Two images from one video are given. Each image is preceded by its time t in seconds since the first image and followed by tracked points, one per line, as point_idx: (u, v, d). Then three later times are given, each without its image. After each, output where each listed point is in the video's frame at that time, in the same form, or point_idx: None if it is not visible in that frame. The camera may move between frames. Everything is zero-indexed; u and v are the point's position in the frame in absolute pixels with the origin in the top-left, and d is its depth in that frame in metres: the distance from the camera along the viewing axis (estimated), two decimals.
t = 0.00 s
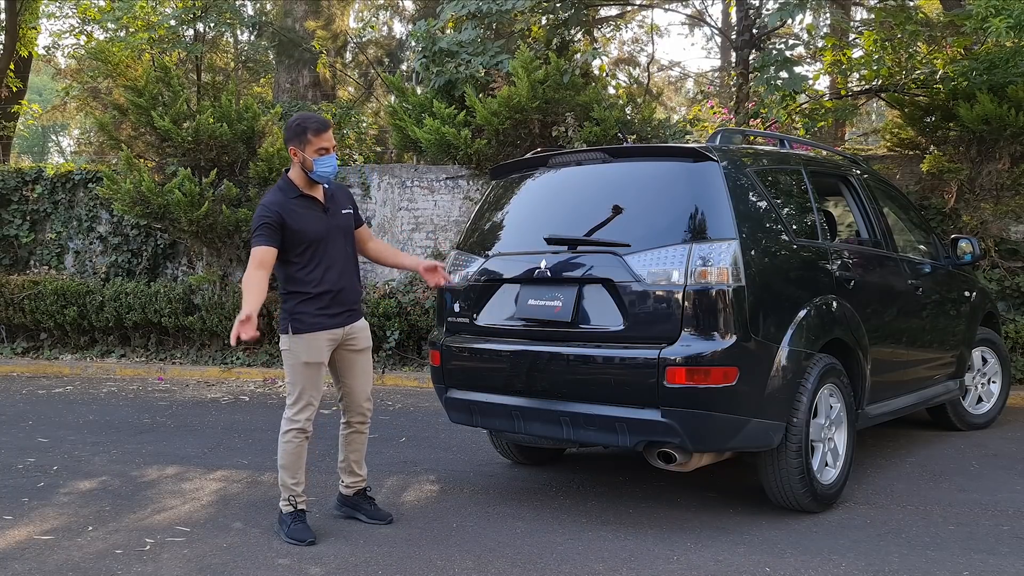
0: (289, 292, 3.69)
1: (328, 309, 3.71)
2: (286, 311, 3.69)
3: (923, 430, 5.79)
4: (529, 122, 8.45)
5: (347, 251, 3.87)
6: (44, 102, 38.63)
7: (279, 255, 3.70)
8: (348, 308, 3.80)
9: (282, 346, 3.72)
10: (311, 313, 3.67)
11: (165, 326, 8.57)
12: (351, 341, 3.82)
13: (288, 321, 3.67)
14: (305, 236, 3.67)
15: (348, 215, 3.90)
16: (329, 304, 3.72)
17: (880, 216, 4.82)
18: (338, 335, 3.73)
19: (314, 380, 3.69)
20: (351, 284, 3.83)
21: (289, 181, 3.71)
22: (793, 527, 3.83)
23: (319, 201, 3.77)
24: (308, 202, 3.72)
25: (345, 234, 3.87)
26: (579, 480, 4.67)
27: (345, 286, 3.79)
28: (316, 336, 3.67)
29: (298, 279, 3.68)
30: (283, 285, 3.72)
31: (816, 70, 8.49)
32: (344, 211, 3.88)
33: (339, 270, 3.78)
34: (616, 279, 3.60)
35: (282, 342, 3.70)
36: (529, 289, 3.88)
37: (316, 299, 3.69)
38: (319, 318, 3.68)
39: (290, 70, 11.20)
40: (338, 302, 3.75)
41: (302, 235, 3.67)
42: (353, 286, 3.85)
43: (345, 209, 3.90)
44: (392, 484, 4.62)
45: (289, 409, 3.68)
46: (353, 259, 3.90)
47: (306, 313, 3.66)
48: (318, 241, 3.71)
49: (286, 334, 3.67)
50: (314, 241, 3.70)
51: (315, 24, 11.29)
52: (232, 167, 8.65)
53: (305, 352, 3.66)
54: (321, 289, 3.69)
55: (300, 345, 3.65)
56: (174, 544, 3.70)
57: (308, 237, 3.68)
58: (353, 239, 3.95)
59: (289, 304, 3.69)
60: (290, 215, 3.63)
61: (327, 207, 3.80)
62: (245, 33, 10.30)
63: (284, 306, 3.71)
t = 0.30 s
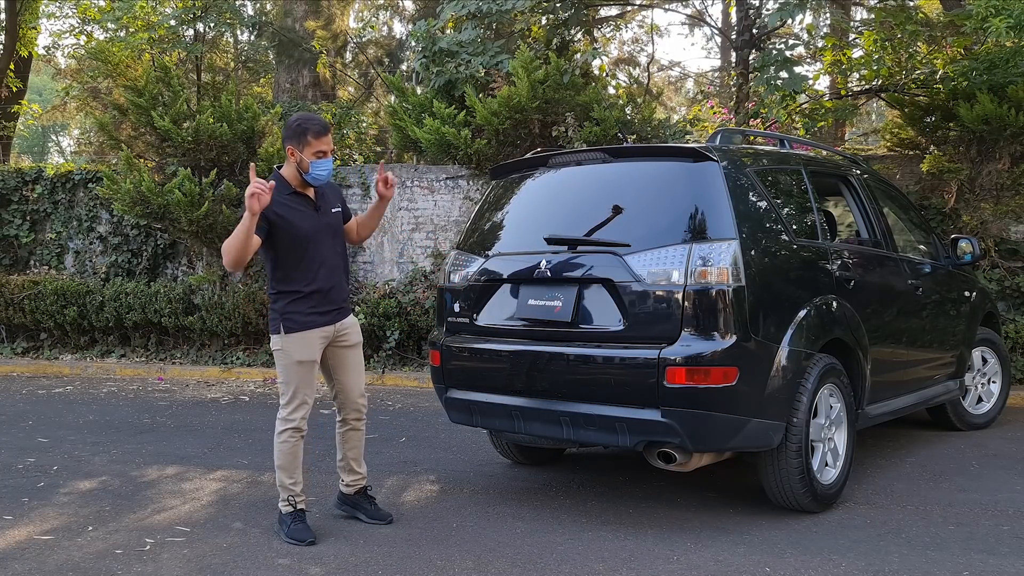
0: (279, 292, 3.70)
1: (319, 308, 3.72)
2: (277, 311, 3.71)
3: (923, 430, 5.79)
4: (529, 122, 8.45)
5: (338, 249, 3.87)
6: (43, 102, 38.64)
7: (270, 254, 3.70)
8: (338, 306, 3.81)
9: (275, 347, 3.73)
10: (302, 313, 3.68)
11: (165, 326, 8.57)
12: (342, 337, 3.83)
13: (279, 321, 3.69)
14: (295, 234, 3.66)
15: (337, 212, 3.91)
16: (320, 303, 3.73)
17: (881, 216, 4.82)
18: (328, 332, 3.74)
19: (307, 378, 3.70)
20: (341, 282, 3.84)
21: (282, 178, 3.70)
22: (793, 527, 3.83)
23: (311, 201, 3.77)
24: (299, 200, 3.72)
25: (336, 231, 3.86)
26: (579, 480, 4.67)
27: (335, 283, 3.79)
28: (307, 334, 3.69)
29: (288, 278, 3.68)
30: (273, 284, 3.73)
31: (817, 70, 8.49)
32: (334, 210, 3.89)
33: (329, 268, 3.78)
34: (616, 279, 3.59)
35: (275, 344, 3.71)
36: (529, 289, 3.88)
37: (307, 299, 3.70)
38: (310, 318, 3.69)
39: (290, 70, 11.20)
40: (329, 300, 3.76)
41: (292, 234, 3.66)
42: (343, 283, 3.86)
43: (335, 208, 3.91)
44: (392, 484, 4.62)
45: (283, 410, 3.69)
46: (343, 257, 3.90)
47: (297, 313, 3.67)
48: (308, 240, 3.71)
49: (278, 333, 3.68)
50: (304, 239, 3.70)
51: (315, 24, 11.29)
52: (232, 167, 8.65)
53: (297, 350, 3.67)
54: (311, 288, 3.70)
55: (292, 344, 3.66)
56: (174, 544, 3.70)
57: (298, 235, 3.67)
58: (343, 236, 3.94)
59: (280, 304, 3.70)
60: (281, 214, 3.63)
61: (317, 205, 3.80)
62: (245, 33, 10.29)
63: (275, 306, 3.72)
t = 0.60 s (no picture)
0: (272, 292, 3.72)
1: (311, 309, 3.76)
2: (270, 310, 3.72)
3: (923, 430, 5.79)
4: (529, 122, 8.44)
5: (330, 252, 3.90)
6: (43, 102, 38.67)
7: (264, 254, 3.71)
8: (329, 307, 3.85)
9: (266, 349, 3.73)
10: (294, 313, 3.70)
11: (165, 326, 8.57)
12: (331, 336, 3.85)
13: (271, 321, 3.70)
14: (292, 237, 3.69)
15: (333, 216, 3.95)
16: (313, 305, 3.77)
17: (880, 216, 4.82)
18: (317, 330, 3.76)
19: (299, 376, 3.71)
20: (332, 286, 3.88)
21: (280, 181, 3.72)
22: (793, 527, 3.83)
23: (309, 204, 3.79)
24: (298, 203, 3.74)
25: (330, 235, 3.90)
26: (579, 480, 4.67)
27: (326, 287, 3.83)
28: (298, 333, 3.70)
29: (282, 279, 3.70)
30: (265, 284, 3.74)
31: (816, 70, 8.49)
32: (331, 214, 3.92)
33: (321, 271, 3.81)
34: (616, 279, 3.60)
35: (265, 344, 3.71)
36: (529, 289, 3.88)
37: (300, 300, 3.73)
38: (304, 319, 3.72)
39: (291, 70, 11.20)
40: (320, 302, 3.80)
41: (288, 236, 3.68)
42: (333, 286, 3.90)
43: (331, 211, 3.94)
44: (392, 484, 4.62)
45: (276, 409, 3.68)
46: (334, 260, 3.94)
47: (290, 314, 3.69)
48: (304, 243, 3.73)
49: (270, 333, 3.69)
50: (301, 242, 3.72)
51: (315, 24, 11.29)
52: (232, 167, 8.65)
53: (288, 349, 3.68)
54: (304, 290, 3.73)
55: (283, 343, 3.67)
56: (174, 544, 3.70)
57: (295, 237, 3.70)
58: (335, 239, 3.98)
59: (273, 304, 3.71)
60: (279, 217, 3.65)
61: (315, 209, 3.83)
62: (245, 33, 10.28)
63: (266, 305, 3.74)
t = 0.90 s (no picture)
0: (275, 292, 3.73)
1: (315, 307, 3.77)
2: (274, 310, 3.73)
3: (923, 430, 5.79)
4: (529, 122, 8.44)
5: (330, 250, 3.91)
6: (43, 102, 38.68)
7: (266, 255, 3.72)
8: (332, 306, 3.86)
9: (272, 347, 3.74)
10: (298, 312, 3.72)
11: (165, 326, 8.57)
12: (334, 338, 3.88)
13: (276, 320, 3.71)
14: (292, 236, 3.70)
15: (334, 215, 3.96)
16: (316, 303, 3.78)
17: (880, 216, 4.82)
18: (323, 332, 3.80)
19: (304, 375, 3.73)
20: (334, 282, 3.89)
21: (276, 181, 3.74)
22: (793, 527, 3.83)
23: (307, 202, 3.81)
24: (296, 202, 3.76)
25: (330, 234, 3.91)
26: (579, 480, 4.67)
27: (328, 285, 3.84)
28: (305, 333, 3.72)
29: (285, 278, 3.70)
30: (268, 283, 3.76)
31: (816, 70, 8.49)
32: (330, 213, 3.93)
33: (323, 268, 3.82)
34: (616, 279, 3.59)
35: (271, 342, 3.72)
36: (529, 289, 3.88)
37: (304, 299, 3.74)
38: (308, 318, 3.73)
39: (291, 70, 11.20)
40: (323, 299, 3.80)
41: (288, 235, 3.69)
42: (336, 284, 3.90)
43: (331, 210, 3.94)
44: (392, 484, 4.62)
45: (281, 407, 3.69)
46: (335, 259, 3.94)
47: (294, 312, 3.71)
48: (305, 242, 3.74)
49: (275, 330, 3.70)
50: (301, 241, 3.73)
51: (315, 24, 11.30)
52: (232, 167, 8.65)
53: (294, 348, 3.69)
54: (307, 288, 3.74)
55: (290, 341, 3.69)
56: (174, 544, 3.70)
57: (295, 236, 3.71)
58: (336, 239, 3.99)
59: (277, 303, 3.72)
60: (277, 216, 3.66)
61: (314, 208, 3.84)
62: (245, 33, 10.27)
63: (271, 305, 3.75)
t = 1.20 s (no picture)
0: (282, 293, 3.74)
1: (322, 308, 3.76)
2: (281, 311, 3.74)
3: (923, 430, 5.79)
4: (529, 122, 8.45)
5: (338, 253, 3.91)
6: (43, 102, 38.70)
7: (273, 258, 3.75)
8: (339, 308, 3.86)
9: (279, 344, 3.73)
10: (304, 312, 3.71)
11: (165, 326, 8.57)
12: (337, 340, 3.88)
13: (283, 320, 3.72)
14: (297, 237, 3.72)
15: (342, 220, 3.97)
16: (322, 304, 3.77)
17: (880, 216, 4.82)
18: (330, 332, 3.81)
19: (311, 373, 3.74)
20: (341, 284, 3.88)
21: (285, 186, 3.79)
22: (793, 527, 3.83)
23: (315, 206, 3.83)
24: (302, 206, 3.79)
25: (338, 237, 3.92)
26: (579, 480, 4.67)
27: (335, 286, 3.83)
28: (313, 331, 3.72)
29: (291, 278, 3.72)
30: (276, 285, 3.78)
31: (817, 69, 8.49)
32: (338, 217, 3.94)
33: (330, 270, 3.82)
34: (616, 279, 3.59)
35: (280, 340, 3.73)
36: (529, 289, 3.88)
37: (311, 299, 3.74)
38: (313, 317, 3.72)
39: (291, 70, 11.20)
40: (330, 300, 3.80)
41: (294, 237, 3.72)
42: (344, 286, 3.90)
43: (339, 215, 3.96)
44: (392, 484, 4.62)
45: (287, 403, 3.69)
46: (343, 261, 3.94)
47: (300, 312, 3.71)
48: (311, 243, 3.76)
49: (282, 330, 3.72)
50: (307, 242, 3.75)
51: (315, 24, 11.31)
52: (232, 167, 8.65)
53: (301, 345, 3.69)
54: (313, 289, 3.74)
55: (298, 338, 3.69)
56: (174, 544, 3.70)
57: (301, 237, 3.73)
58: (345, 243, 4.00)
59: (284, 304, 3.74)
60: (283, 218, 3.70)
61: (321, 211, 3.87)
62: (245, 33, 10.27)
63: (279, 306, 3.76)
